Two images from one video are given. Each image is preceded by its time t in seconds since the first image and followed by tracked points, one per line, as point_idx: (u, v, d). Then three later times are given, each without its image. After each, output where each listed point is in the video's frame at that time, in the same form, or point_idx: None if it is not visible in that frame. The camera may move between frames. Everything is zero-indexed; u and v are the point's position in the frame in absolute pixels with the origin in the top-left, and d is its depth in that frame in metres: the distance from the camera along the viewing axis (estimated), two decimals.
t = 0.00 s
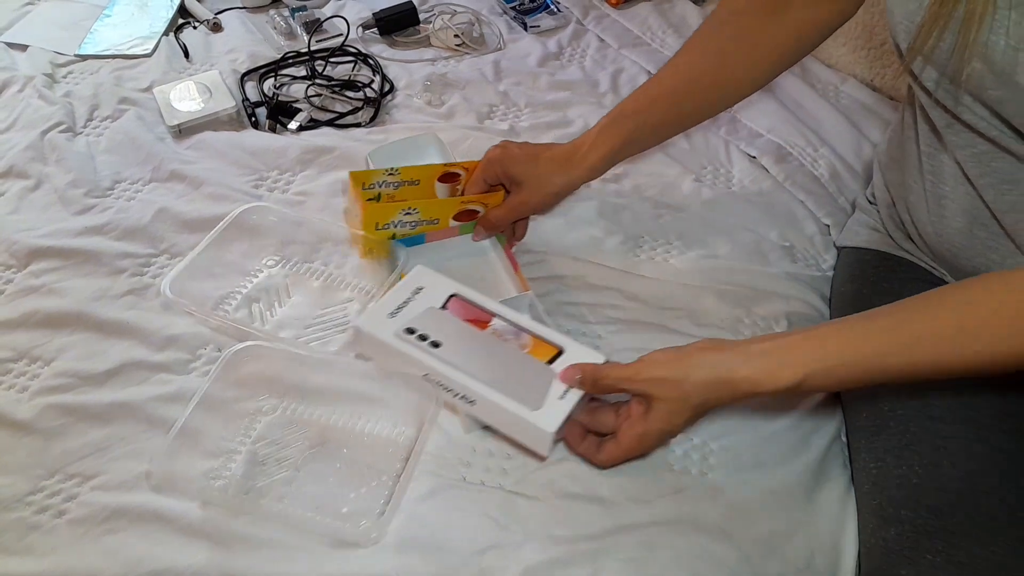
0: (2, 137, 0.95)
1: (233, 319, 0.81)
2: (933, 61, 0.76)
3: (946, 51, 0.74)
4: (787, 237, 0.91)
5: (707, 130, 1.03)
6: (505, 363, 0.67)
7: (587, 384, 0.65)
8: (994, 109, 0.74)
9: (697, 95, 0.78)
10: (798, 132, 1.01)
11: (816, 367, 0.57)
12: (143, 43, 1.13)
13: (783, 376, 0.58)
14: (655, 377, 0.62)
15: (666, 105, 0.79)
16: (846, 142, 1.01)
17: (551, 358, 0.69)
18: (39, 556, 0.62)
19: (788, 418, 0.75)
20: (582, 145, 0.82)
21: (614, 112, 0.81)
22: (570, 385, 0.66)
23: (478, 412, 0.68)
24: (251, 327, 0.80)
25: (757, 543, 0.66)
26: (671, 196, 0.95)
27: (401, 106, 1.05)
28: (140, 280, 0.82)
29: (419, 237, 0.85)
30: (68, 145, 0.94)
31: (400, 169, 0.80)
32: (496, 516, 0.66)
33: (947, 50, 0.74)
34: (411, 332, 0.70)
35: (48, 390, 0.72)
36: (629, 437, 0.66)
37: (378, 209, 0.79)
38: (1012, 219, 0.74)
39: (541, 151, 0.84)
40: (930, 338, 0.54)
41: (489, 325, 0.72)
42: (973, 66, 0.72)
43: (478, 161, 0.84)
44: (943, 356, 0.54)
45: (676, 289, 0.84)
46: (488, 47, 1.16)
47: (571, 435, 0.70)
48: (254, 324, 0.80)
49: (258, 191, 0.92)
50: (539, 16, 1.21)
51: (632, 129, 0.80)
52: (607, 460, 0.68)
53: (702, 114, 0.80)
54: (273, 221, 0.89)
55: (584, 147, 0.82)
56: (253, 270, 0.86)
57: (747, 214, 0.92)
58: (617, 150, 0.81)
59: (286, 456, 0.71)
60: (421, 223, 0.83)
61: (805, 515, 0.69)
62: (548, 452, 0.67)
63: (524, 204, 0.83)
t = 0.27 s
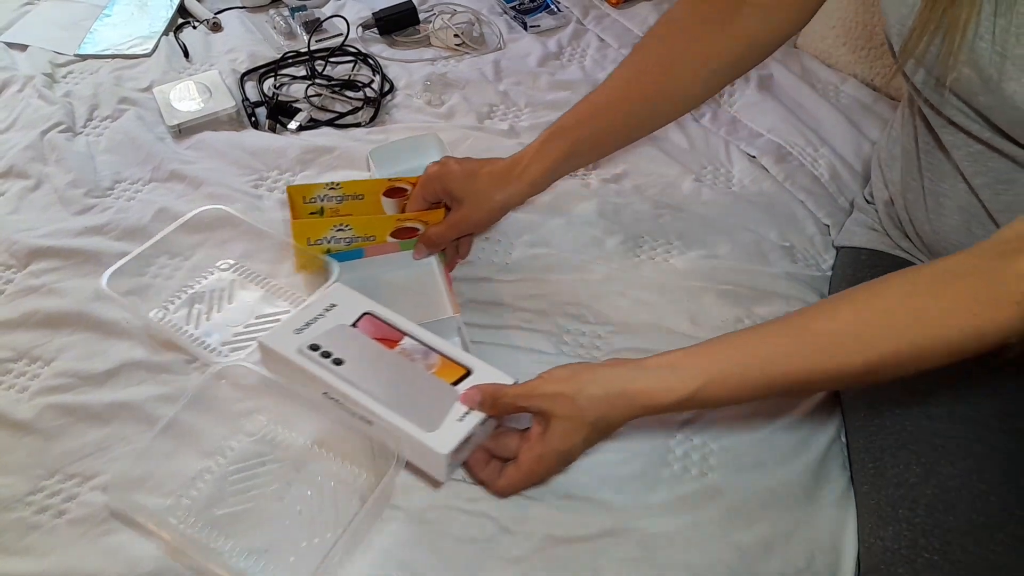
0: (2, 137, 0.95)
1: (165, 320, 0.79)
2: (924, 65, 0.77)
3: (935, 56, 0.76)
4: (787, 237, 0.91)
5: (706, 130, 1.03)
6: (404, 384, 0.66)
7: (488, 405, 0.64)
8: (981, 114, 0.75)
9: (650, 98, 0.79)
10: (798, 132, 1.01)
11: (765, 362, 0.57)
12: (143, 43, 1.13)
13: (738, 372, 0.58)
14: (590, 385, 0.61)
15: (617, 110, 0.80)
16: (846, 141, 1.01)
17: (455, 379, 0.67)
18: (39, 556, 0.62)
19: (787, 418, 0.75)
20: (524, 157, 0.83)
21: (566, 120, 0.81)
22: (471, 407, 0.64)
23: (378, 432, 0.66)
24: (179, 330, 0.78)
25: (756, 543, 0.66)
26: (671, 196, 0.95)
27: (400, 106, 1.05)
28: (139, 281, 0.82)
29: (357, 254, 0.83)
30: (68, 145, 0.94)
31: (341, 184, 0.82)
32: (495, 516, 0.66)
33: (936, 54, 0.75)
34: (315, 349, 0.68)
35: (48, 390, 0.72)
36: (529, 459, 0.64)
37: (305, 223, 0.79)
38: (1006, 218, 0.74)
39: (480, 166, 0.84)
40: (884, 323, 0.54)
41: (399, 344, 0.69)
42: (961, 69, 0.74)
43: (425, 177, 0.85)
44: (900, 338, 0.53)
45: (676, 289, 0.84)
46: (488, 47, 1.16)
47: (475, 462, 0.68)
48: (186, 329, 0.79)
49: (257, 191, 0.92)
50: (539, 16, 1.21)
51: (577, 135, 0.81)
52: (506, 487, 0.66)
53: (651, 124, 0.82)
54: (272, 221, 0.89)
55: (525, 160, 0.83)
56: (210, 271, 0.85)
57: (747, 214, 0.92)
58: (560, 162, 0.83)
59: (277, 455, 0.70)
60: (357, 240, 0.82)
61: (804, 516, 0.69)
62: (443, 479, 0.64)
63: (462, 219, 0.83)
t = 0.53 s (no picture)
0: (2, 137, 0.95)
1: (125, 324, 0.79)
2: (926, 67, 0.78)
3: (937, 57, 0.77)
4: (787, 236, 0.91)
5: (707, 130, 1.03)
6: (347, 389, 0.65)
7: (431, 411, 0.63)
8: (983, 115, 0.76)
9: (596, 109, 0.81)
10: (798, 132, 1.01)
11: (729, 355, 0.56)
12: (143, 43, 1.13)
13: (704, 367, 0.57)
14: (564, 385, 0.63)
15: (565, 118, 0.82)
16: (846, 141, 1.01)
17: (400, 385, 0.66)
18: (38, 557, 0.62)
19: (788, 418, 0.75)
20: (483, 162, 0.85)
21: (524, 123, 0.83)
22: (413, 411, 0.63)
23: (315, 435, 0.65)
24: (138, 334, 0.78)
25: (756, 543, 0.66)
26: (671, 196, 0.95)
27: (400, 106, 1.05)
28: (140, 282, 0.82)
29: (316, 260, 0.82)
30: (68, 145, 0.94)
31: (305, 191, 0.84)
32: (495, 516, 0.66)
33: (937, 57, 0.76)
34: (259, 349, 0.67)
35: (48, 390, 0.72)
36: (471, 467, 0.64)
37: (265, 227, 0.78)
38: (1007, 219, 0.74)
39: (437, 175, 0.85)
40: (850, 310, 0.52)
41: (348, 350, 0.69)
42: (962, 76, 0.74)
43: (391, 183, 0.85)
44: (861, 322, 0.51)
45: (677, 289, 0.84)
46: (488, 47, 1.16)
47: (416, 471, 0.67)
48: (145, 331, 0.78)
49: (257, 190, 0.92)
50: (540, 16, 1.20)
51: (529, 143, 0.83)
52: (447, 496, 0.65)
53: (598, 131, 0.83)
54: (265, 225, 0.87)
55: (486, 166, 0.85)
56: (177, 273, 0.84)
57: (747, 214, 0.92)
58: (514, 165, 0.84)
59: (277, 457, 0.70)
60: (317, 246, 0.81)
61: (804, 516, 0.69)
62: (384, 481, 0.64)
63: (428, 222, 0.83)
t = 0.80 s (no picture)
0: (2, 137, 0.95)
1: (124, 324, 0.79)
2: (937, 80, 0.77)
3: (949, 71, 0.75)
4: (786, 236, 0.91)
5: (707, 130, 1.03)
6: (519, 346, 0.65)
7: (597, 398, 0.63)
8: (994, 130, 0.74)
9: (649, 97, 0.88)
10: (798, 132, 1.01)
11: (857, 425, 0.59)
12: (143, 43, 1.13)
13: (819, 430, 0.60)
14: (668, 416, 0.62)
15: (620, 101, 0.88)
16: (846, 141, 1.01)
17: (563, 349, 0.66)
18: (38, 557, 0.62)
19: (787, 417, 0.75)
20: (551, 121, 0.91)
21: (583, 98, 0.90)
22: (572, 389, 0.63)
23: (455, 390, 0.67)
24: (138, 334, 0.78)
25: (755, 543, 0.66)
26: (671, 196, 0.94)
27: (401, 106, 1.05)
28: (140, 282, 0.82)
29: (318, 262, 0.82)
30: (68, 145, 0.94)
31: (305, 191, 0.84)
32: (494, 517, 0.66)
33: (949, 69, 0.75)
34: (425, 274, 0.68)
35: (47, 390, 0.72)
36: (623, 461, 0.66)
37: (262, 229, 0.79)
38: (1014, 230, 0.73)
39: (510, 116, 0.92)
40: (897, 409, 0.58)
41: (511, 288, 0.68)
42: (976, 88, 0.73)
43: (392, 183, 0.85)
44: (884, 419, 0.59)
45: (677, 289, 0.83)
46: (488, 47, 1.16)
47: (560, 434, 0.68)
48: (145, 332, 0.78)
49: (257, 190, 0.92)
50: (540, 16, 1.20)
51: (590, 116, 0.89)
52: (588, 472, 0.67)
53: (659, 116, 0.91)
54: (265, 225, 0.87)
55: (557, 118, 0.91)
56: (177, 272, 0.84)
57: (747, 213, 0.92)
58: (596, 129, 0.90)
59: (281, 457, 0.70)
60: (319, 247, 0.81)
61: (804, 516, 0.69)
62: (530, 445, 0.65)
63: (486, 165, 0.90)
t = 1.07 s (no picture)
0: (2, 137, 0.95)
1: (124, 324, 0.79)
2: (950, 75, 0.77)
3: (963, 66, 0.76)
4: (787, 236, 0.91)
5: (707, 130, 1.03)
6: (612, 324, 0.72)
7: (669, 380, 0.70)
8: (1006, 125, 0.75)
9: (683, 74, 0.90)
10: (799, 131, 1.01)
11: (899, 410, 0.65)
12: (143, 43, 1.13)
13: (864, 416, 0.66)
14: (732, 403, 0.67)
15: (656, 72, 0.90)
16: (846, 141, 1.01)
17: (645, 334, 0.73)
18: (38, 557, 0.62)
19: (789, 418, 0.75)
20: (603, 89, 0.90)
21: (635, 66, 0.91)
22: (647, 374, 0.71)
23: (558, 349, 0.73)
24: (138, 335, 0.78)
25: (756, 543, 0.66)
26: (671, 196, 0.94)
27: (401, 106, 1.05)
28: (140, 282, 0.82)
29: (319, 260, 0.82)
30: (68, 145, 0.94)
31: (306, 191, 0.84)
32: (495, 516, 0.66)
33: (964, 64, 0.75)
34: (535, 243, 0.72)
35: (47, 390, 0.71)
36: (685, 436, 0.70)
37: (262, 229, 0.79)
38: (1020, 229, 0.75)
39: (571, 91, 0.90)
40: (934, 391, 0.63)
41: (611, 269, 0.75)
42: (991, 87, 0.73)
43: (392, 184, 0.85)
44: (924, 401, 0.64)
45: (677, 288, 0.83)
46: (488, 47, 1.16)
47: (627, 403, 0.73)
48: (145, 331, 0.78)
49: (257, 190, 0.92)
50: (540, 16, 1.20)
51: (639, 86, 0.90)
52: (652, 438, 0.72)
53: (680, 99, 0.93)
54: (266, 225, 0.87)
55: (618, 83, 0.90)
56: (177, 273, 0.84)
57: (748, 213, 0.92)
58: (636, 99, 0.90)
59: (282, 457, 0.71)
60: (319, 246, 0.82)
61: (807, 517, 0.69)
62: (592, 416, 0.73)
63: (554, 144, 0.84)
